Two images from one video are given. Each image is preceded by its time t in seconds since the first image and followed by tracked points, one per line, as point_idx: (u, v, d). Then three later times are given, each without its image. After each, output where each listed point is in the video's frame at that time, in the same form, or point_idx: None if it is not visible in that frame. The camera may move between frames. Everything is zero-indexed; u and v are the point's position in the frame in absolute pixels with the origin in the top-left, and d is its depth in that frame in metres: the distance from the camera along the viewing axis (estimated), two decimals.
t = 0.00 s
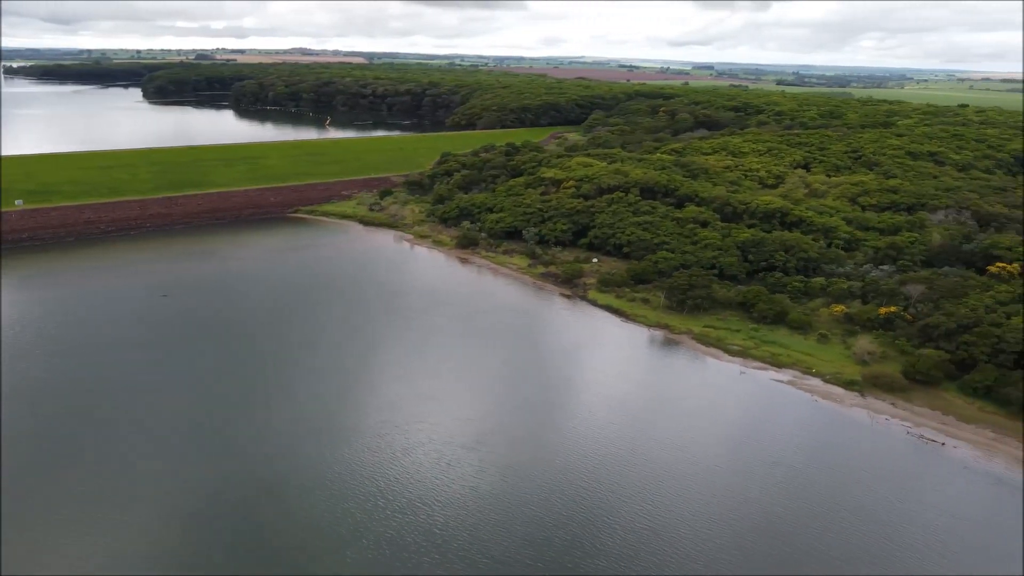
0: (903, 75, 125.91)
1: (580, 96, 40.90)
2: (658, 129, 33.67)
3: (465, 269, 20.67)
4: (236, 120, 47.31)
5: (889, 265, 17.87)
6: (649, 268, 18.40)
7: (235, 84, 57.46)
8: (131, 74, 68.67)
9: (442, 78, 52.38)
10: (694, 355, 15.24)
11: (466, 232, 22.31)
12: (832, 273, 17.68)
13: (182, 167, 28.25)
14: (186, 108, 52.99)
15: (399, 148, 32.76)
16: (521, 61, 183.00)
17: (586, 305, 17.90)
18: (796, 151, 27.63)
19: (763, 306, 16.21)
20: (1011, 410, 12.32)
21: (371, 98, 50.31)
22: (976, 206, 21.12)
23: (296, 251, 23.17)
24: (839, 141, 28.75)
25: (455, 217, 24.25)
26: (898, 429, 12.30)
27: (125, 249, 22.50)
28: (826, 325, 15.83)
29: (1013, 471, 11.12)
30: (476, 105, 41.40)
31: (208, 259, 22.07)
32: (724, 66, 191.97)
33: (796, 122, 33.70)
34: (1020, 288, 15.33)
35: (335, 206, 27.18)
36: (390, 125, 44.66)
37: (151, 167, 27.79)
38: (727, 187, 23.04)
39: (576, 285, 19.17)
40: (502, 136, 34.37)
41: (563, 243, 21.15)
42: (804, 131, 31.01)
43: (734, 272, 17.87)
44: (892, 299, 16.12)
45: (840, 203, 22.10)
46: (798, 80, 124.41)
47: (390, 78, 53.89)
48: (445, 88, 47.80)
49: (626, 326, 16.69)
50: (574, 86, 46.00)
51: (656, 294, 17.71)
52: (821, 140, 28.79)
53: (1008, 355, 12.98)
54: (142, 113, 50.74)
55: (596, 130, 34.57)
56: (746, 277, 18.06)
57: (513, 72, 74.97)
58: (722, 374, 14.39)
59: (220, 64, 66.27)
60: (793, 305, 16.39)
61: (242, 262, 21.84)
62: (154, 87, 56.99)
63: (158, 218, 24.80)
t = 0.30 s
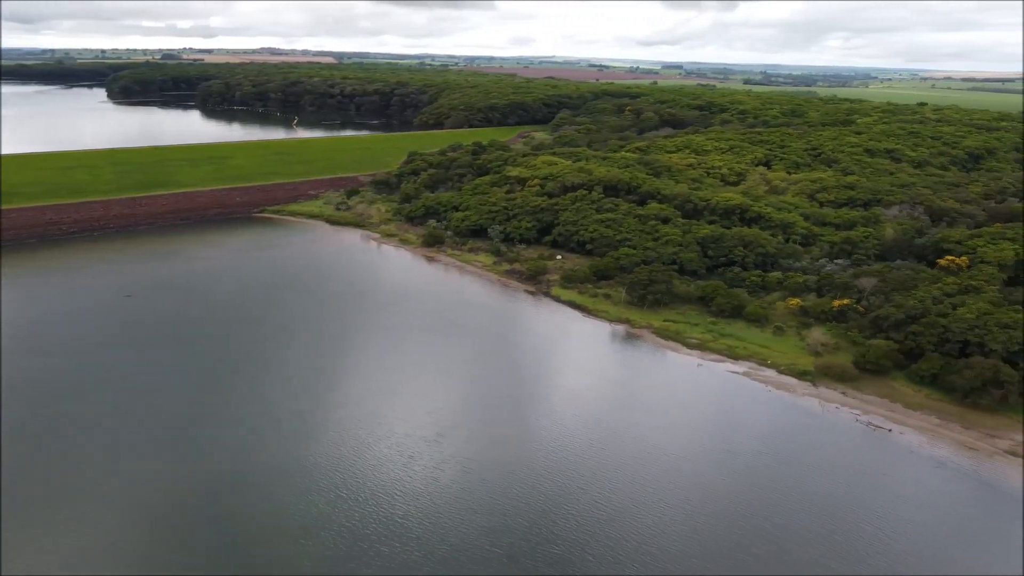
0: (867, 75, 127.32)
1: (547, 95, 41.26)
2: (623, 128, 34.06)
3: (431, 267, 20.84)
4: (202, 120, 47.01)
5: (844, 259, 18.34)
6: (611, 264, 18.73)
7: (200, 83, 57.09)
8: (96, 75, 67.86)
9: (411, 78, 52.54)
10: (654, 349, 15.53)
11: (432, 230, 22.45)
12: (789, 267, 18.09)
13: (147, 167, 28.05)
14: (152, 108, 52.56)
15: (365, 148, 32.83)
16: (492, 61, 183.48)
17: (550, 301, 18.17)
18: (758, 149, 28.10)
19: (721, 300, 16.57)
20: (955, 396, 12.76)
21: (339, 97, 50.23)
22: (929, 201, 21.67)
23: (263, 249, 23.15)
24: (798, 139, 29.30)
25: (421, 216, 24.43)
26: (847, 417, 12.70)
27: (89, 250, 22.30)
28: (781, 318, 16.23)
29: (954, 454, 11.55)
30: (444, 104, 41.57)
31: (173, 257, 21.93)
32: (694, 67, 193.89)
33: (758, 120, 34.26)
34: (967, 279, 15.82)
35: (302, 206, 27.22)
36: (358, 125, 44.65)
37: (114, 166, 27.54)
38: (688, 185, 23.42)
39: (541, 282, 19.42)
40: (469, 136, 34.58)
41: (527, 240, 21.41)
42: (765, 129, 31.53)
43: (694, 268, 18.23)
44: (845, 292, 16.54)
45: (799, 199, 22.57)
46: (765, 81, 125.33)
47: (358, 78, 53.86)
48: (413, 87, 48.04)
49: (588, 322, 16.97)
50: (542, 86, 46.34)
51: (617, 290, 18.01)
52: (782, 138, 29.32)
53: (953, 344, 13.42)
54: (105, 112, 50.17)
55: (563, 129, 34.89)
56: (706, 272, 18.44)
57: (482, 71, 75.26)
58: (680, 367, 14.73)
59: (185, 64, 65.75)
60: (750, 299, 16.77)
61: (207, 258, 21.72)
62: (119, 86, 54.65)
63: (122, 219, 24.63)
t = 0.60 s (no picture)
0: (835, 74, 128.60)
1: (515, 94, 41.52)
2: (591, 127, 34.39)
3: (398, 265, 20.97)
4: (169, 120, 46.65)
5: (802, 254, 18.75)
6: (575, 261, 19.00)
7: (167, 83, 56.65)
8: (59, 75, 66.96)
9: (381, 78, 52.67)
10: (616, 343, 15.79)
11: (399, 229, 22.57)
12: (749, 263, 18.47)
13: (110, 167, 27.81)
14: (117, 108, 52.06)
15: (333, 147, 32.83)
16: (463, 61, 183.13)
17: (514, 298, 18.39)
18: (721, 147, 28.52)
19: (682, 295, 16.89)
20: (904, 385, 13.18)
21: (307, 97, 50.10)
22: (885, 197, 22.18)
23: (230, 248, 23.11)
24: (761, 137, 29.79)
25: (389, 215, 24.56)
26: (801, 407, 13.04)
27: (52, 249, 22.09)
28: (741, 312, 16.58)
29: (902, 441, 11.93)
30: (413, 104, 41.66)
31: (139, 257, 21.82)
32: (664, 67, 195.08)
33: (723, 119, 34.76)
34: (918, 273, 16.29)
35: (270, 206, 27.21)
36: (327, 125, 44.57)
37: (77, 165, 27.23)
38: (652, 183, 23.75)
39: (506, 279, 19.64)
40: (438, 136, 34.73)
41: (493, 238, 21.63)
42: (729, 128, 31.99)
43: (656, 264, 18.56)
44: (802, 286, 16.93)
45: (760, 196, 23.00)
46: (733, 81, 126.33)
47: (326, 78, 53.74)
48: (383, 88, 48.17)
49: (552, 317, 17.23)
50: (511, 85, 46.55)
51: (581, 286, 18.29)
52: (746, 137, 29.78)
53: (903, 335, 13.85)
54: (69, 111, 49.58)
55: (531, 128, 35.14)
56: (668, 268, 18.77)
57: (452, 71, 75.34)
58: (640, 361, 15.02)
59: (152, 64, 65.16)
60: (711, 294, 17.12)
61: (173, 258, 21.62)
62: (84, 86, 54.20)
63: (85, 221, 24.37)
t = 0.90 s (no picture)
0: (802, 73, 129.75)
1: (481, 94, 41.73)
2: (557, 127, 34.70)
3: (363, 264, 21.07)
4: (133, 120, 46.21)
5: (760, 249, 19.16)
6: (538, 258, 19.25)
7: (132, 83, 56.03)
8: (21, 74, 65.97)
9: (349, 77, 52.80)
10: (578, 338, 16.05)
11: (365, 228, 22.66)
12: (708, 259, 18.83)
13: (73, 167, 27.48)
14: (80, 109, 51.47)
15: (299, 147, 32.78)
16: (435, 61, 182.70)
17: (477, 295, 18.61)
18: (684, 146, 28.94)
19: (642, 290, 17.20)
20: (853, 375, 13.59)
21: (274, 97, 49.91)
22: (842, 194, 22.68)
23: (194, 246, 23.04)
24: (723, 135, 30.25)
25: (354, 214, 24.65)
26: (754, 398, 13.39)
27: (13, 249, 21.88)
28: (699, 306, 16.95)
29: (849, 428, 12.31)
30: (380, 104, 41.68)
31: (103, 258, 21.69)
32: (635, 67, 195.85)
33: (687, 118, 35.22)
34: (870, 267, 16.75)
35: (236, 206, 27.18)
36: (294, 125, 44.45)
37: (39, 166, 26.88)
38: (615, 181, 24.09)
39: (470, 277, 19.85)
40: (404, 135, 34.81)
41: (458, 236, 21.84)
42: (693, 127, 32.42)
43: (617, 260, 18.88)
44: (759, 280, 17.29)
45: (720, 194, 23.42)
46: (702, 79, 126.56)
47: (294, 78, 53.54)
48: (350, 88, 48.17)
49: (514, 314, 17.47)
50: (479, 85, 46.72)
51: (543, 283, 18.56)
52: (708, 135, 30.22)
53: (853, 327, 14.27)
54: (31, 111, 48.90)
55: (498, 128, 35.35)
56: (629, 264, 19.10)
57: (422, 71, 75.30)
58: (600, 355, 15.29)
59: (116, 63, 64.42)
60: (670, 289, 17.46)
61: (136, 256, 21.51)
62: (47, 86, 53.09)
63: (47, 221, 24.02)
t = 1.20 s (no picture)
0: (772, 71, 130.45)
1: (450, 94, 41.86)
2: (525, 126, 34.94)
3: (330, 262, 21.14)
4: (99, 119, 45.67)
5: (721, 245, 19.53)
6: (503, 256, 19.49)
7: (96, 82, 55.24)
8: None
9: (319, 78, 53.30)
10: (543, 334, 16.28)
11: (332, 227, 22.72)
12: (670, 255, 19.16)
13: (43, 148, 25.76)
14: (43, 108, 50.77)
15: (266, 147, 32.77)
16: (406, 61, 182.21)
17: (443, 293, 18.80)
18: (649, 144, 29.32)
19: (605, 286, 17.49)
20: (808, 366, 13.97)
21: (242, 98, 49.91)
22: (802, 191, 23.13)
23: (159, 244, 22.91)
24: (688, 134, 30.65)
25: (321, 215, 24.76)
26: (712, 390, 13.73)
27: None
28: (661, 301, 17.29)
29: (802, 417, 12.68)
30: (349, 103, 41.65)
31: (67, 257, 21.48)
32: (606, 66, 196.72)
33: (654, 117, 35.62)
34: (826, 261, 17.15)
35: (202, 207, 27.17)
36: (261, 125, 44.29)
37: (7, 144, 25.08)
38: (580, 179, 24.37)
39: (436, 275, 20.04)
40: (372, 135, 34.91)
41: (425, 235, 22.03)
42: (659, 125, 32.80)
43: (581, 257, 19.17)
44: (719, 275, 17.61)
45: (684, 191, 23.78)
46: (674, 79, 127.09)
47: (262, 78, 53.31)
48: (319, 88, 48.37)
49: (480, 310, 17.67)
50: (449, 85, 46.81)
51: (508, 280, 18.82)
52: (674, 134, 30.60)
53: (808, 319, 14.65)
54: None
55: (466, 127, 35.52)
56: (593, 261, 19.40)
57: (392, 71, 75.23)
58: (564, 350, 15.52)
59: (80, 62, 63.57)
60: (632, 285, 17.78)
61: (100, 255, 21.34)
62: None
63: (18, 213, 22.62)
